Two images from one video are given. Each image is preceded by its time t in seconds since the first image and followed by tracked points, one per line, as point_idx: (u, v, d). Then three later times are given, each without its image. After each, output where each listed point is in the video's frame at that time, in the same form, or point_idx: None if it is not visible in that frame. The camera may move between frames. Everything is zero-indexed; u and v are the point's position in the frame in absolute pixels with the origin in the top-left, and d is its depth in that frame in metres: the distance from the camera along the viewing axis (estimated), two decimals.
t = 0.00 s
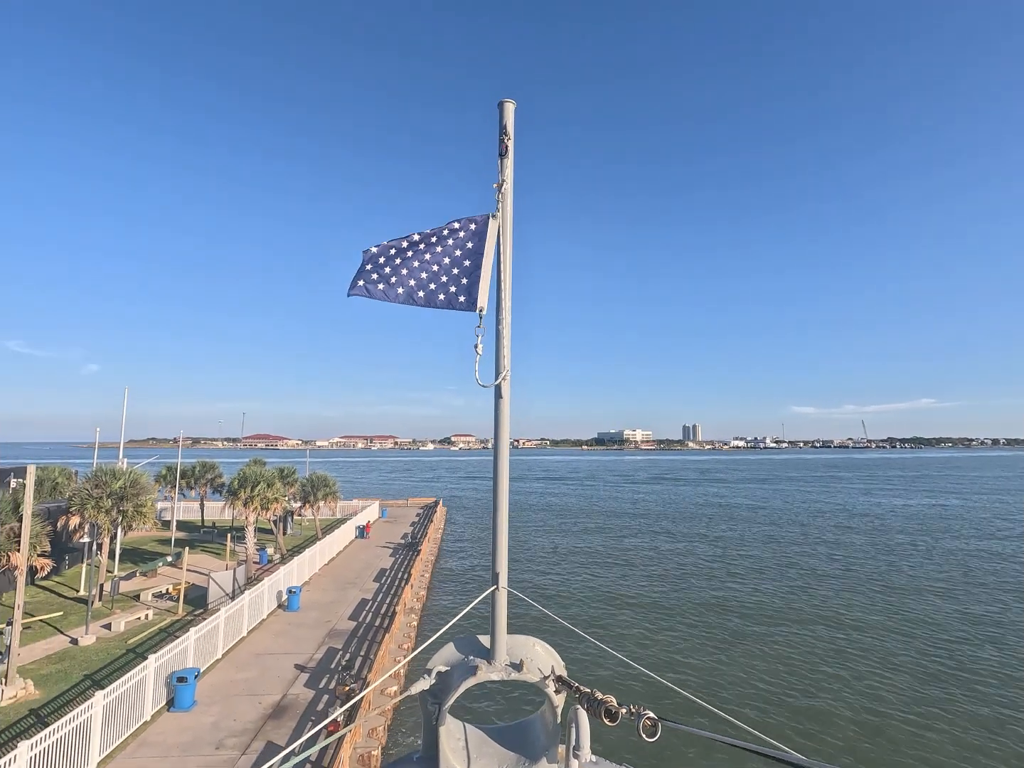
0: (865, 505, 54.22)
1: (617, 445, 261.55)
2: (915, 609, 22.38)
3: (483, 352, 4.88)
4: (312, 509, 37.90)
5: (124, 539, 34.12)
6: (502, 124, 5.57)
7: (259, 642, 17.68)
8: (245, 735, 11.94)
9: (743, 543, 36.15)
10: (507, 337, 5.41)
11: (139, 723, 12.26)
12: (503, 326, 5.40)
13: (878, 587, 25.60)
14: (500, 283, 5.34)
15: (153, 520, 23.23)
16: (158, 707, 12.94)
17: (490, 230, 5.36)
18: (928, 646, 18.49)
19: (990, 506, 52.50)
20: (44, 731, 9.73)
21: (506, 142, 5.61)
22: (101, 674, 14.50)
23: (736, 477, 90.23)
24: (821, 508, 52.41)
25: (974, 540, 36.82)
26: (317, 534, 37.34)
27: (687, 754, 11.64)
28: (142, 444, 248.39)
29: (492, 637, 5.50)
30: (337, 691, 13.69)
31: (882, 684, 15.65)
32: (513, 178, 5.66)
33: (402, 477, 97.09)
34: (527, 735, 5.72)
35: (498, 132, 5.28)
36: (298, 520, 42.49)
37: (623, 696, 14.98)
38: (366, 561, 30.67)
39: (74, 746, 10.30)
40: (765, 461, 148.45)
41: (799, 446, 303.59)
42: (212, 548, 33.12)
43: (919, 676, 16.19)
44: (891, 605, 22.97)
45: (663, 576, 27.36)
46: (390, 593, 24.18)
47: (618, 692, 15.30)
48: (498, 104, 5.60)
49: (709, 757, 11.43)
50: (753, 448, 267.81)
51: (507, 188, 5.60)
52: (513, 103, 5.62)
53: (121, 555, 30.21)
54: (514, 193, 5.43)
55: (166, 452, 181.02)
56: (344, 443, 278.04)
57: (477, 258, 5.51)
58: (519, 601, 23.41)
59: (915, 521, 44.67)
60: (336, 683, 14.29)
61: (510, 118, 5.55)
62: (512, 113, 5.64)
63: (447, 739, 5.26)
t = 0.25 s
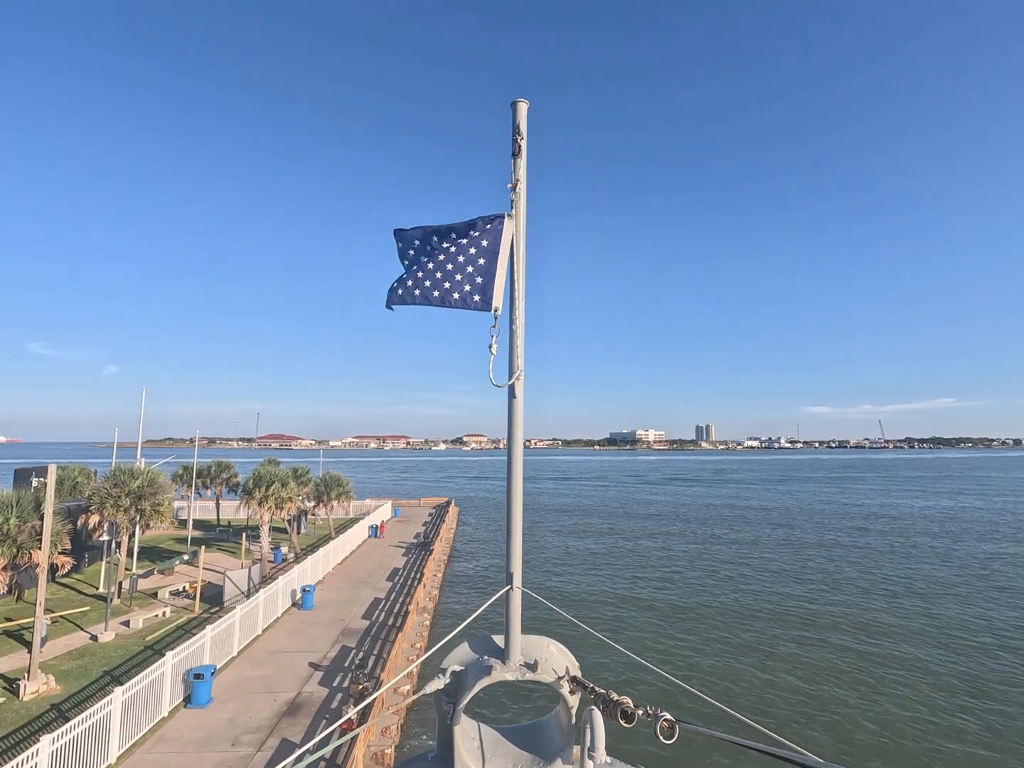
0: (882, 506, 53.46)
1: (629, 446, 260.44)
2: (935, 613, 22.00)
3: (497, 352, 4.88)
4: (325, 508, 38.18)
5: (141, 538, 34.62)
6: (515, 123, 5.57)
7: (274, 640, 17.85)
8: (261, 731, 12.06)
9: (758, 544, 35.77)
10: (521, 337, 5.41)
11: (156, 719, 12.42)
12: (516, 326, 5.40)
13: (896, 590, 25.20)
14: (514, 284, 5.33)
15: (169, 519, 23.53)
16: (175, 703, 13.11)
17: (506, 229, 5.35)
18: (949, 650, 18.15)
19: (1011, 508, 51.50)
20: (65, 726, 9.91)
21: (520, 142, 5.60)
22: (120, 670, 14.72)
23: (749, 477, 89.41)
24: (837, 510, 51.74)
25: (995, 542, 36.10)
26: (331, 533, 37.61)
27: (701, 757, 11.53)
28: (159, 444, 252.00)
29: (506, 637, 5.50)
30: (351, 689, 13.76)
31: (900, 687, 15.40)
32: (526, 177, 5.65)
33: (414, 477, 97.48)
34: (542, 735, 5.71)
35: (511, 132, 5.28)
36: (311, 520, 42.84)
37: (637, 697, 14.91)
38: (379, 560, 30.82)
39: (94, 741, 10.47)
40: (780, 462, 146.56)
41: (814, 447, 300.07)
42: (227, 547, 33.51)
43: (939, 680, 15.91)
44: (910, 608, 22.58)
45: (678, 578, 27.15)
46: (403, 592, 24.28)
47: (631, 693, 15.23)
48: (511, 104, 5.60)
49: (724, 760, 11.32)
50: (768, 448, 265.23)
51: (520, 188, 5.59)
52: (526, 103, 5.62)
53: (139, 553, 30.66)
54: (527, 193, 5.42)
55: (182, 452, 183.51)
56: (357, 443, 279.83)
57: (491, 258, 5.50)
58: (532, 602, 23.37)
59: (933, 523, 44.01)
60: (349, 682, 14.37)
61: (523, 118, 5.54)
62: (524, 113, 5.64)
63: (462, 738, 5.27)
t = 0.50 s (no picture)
0: (902, 507, 52.58)
1: (643, 445, 259.17)
2: (958, 616, 21.57)
3: (512, 352, 4.88)
4: (339, 507, 38.50)
5: (161, 536, 35.20)
6: (529, 122, 5.56)
7: (290, 637, 18.05)
8: (277, 728, 12.19)
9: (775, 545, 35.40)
10: (536, 336, 5.40)
11: (175, 714, 12.63)
12: (531, 325, 5.39)
13: (918, 592, 24.77)
14: (529, 283, 5.32)
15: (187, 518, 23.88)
16: (194, 699, 13.32)
17: (519, 229, 5.36)
18: (973, 654, 17.80)
19: None
20: (86, 720, 10.09)
21: (534, 141, 5.60)
22: (140, 666, 14.99)
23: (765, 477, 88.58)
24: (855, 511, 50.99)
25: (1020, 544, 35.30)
26: (345, 532, 37.93)
27: (717, 758, 11.44)
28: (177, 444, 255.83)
29: (522, 637, 5.49)
30: (365, 687, 13.85)
31: (922, 691, 15.13)
32: (540, 176, 5.64)
33: (428, 477, 97.88)
34: (558, 736, 5.70)
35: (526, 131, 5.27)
36: (326, 519, 43.26)
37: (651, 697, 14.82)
38: (393, 559, 31.01)
39: (114, 735, 10.65)
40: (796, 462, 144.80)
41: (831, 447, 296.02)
42: (244, 545, 33.93)
43: (961, 684, 15.61)
44: (933, 610, 22.18)
45: (694, 578, 26.92)
46: (416, 591, 24.41)
47: (646, 694, 15.15)
48: (525, 103, 5.60)
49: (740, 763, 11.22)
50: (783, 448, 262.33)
51: (534, 187, 5.58)
52: (541, 101, 5.60)
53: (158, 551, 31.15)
54: (542, 192, 5.41)
55: (200, 452, 186.22)
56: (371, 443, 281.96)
57: (506, 257, 5.48)
58: (547, 601, 23.41)
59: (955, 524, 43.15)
60: (364, 679, 14.46)
61: (537, 117, 5.53)
62: (539, 111, 5.63)
63: (478, 737, 5.28)
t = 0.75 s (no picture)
0: (922, 509, 51.70)
1: (656, 445, 257.69)
2: (981, 619, 21.13)
3: (527, 351, 4.87)
4: (353, 506, 38.77)
5: (179, 535, 35.71)
6: (544, 121, 5.54)
7: (305, 635, 18.21)
8: (293, 725, 12.31)
9: (792, 546, 35.03)
10: (550, 336, 5.39)
11: (194, 709, 12.81)
12: (546, 325, 5.38)
13: (940, 594, 24.35)
14: (543, 283, 5.31)
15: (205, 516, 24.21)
16: (211, 695, 13.49)
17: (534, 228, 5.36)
18: (998, 658, 17.44)
19: None
20: (107, 714, 10.27)
21: (548, 140, 5.58)
22: (159, 662, 15.22)
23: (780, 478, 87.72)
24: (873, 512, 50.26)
25: None
26: (359, 532, 38.19)
27: (733, 761, 11.33)
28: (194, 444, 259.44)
29: (538, 637, 5.48)
30: (380, 685, 13.94)
31: (944, 696, 14.87)
32: (555, 175, 5.62)
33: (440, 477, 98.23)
34: (574, 736, 5.69)
35: (540, 130, 5.26)
36: (341, 518, 43.62)
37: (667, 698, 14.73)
38: (406, 558, 31.17)
39: (135, 729, 10.84)
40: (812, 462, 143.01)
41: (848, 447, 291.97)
42: (260, 543, 34.31)
43: (985, 689, 15.30)
44: (955, 613, 21.80)
45: (709, 579, 26.67)
46: (430, 590, 24.51)
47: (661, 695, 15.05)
48: (539, 102, 5.58)
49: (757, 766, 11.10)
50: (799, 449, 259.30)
51: (549, 186, 5.57)
52: (554, 99, 5.58)
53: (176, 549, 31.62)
54: (556, 191, 5.40)
55: (217, 451, 188.73)
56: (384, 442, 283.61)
57: (521, 257, 5.48)
58: (562, 602, 23.39)
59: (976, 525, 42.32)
60: (378, 678, 14.54)
61: (551, 116, 5.52)
62: (553, 110, 5.61)
63: (494, 737, 5.28)
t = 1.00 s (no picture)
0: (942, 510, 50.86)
1: (669, 446, 256.16)
2: (1006, 622, 20.72)
3: (542, 352, 4.87)
4: (367, 506, 39.01)
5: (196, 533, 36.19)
6: (559, 122, 5.55)
7: (319, 633, 18.37)
8: (308, 722, 12.41)
9: (810, 548, 34.63)
10: (565, 337, 5.38)
11: (211, 706, 12.98)
12: (561, 326, 5.38)
13: (963, 597, 23.91)
14: (558, 284, 5.31)
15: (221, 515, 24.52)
16: (228, 692, 13.66)
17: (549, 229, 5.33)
18: None
19: None
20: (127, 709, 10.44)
21: (563, 141, 5.58)
22: (177, 659, 15.44)
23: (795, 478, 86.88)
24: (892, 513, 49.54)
25: None
26: (372, 531, 38.44)
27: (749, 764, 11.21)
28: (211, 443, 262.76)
29: (553, 637, 5.48)
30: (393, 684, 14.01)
31: (967, 701, 14.58)
32: (570, 176, 5.62)
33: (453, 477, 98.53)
34: (590, 737, 5.67)
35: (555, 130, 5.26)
36: (354, 517, 43.93)
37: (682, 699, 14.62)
38: (419, 558, 31.30)
39: (153, 725, 11.00)
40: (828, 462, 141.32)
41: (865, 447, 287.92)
42: (275, 543, 34.68)
43: (1009, 694, 14.99)
44: (979, 616, 21.39)
45: (725, 580, 26.48)
46: (443, 590, 24.60)
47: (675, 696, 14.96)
48: (554, 103, 5.58)
49: None
50: (814, 449, 256.25)
51: (564, 187, 5.56)
52: (570, 100, 5.58)
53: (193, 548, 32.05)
54: (571, 191, 5.39)
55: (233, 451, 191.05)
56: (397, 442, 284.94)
57: (536, 258, 5.46)
58: (578, 601, 23.35)
59: (997, 526, 41.60)
60: (392, 676, 14.62)
61: (567, 116, 5.52)
62: (568, 111, 5.61)
63: (509, 737, 5.28)
